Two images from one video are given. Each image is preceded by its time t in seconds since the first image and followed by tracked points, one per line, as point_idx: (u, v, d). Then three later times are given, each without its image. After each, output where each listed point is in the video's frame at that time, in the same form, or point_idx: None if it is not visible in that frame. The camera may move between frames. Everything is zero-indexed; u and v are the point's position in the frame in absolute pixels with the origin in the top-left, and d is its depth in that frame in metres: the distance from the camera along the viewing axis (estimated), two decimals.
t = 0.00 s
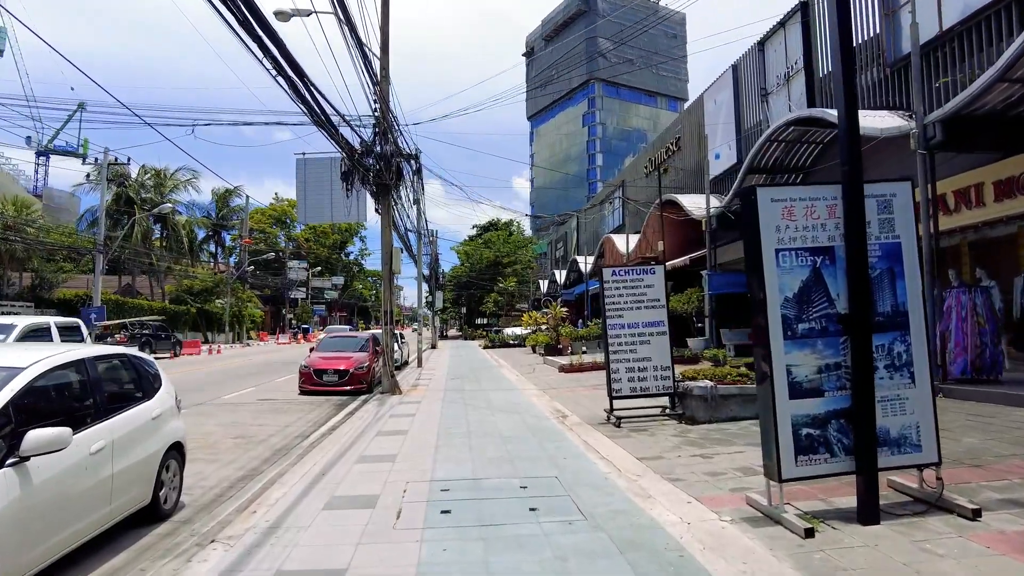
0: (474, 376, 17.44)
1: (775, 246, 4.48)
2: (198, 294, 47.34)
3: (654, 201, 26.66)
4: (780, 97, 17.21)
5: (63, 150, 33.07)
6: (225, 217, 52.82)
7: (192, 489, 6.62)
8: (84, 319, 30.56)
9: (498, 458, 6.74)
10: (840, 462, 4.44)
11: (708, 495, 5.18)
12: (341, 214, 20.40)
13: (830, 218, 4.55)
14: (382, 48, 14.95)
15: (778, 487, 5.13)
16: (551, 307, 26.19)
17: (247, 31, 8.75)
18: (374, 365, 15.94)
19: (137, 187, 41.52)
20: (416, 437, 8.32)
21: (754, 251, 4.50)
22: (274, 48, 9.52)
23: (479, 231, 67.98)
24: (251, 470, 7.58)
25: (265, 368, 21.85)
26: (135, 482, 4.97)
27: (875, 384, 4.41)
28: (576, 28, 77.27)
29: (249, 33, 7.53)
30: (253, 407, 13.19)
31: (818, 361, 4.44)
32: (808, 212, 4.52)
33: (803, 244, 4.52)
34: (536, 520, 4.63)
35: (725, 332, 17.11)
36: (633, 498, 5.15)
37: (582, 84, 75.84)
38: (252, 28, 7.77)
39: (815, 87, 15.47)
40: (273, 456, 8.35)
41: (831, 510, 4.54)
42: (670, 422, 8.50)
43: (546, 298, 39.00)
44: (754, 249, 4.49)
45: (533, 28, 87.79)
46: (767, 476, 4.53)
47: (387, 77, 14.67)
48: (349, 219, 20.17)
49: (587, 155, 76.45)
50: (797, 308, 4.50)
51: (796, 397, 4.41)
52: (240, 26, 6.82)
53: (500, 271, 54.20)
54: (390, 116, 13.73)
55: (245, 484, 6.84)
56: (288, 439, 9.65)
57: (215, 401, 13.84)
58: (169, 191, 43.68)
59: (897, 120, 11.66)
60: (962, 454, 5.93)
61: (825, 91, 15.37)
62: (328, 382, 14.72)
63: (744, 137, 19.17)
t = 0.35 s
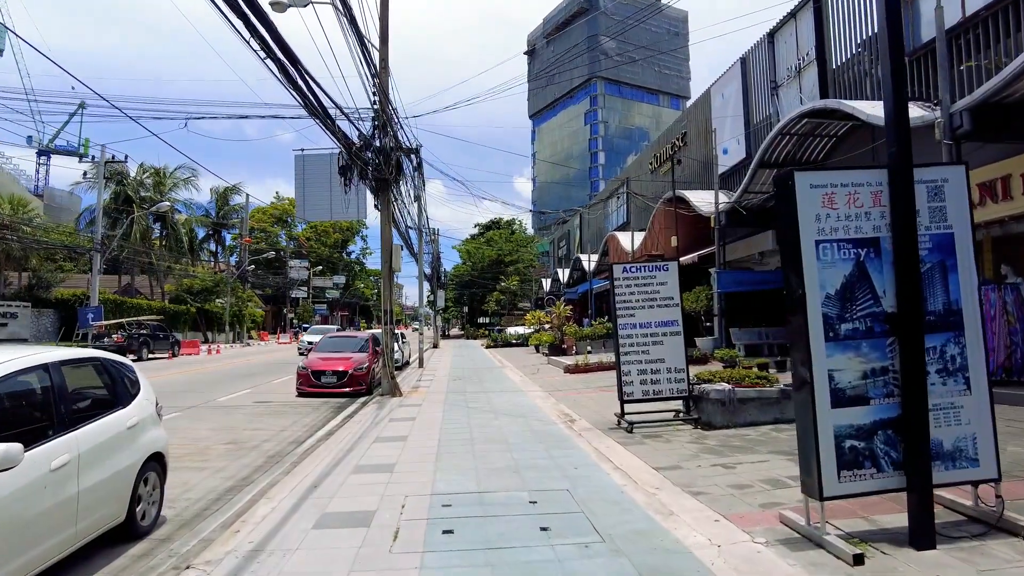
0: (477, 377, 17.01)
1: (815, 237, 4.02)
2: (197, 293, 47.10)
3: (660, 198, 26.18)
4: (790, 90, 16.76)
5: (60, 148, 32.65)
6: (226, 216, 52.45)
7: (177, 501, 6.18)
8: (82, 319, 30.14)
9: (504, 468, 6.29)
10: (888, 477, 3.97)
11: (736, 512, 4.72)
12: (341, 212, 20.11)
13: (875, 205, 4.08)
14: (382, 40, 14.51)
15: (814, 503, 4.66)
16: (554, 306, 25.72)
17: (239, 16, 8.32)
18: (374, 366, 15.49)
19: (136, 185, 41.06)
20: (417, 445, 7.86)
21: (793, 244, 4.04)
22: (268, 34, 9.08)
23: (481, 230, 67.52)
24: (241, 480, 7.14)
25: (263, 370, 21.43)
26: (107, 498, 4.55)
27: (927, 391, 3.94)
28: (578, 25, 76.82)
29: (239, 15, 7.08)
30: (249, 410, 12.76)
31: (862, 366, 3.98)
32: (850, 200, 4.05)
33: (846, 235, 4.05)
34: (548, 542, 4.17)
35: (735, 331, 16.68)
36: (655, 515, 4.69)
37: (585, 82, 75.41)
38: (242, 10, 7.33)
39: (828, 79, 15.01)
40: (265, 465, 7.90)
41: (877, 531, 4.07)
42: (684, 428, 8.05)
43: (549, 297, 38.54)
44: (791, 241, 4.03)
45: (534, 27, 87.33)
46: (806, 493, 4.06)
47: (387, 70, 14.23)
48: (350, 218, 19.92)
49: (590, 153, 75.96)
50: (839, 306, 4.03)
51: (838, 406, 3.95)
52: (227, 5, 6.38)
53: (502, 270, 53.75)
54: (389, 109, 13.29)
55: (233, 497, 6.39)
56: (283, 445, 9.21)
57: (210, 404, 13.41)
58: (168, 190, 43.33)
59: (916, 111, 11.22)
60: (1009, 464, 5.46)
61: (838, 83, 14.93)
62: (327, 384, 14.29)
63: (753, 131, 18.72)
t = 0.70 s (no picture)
0: (478, 379, 16.56)
1: (864, 228, 3.56)
2: (195, 292, 46.76)
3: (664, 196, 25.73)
4: (801, 83, 16.31)
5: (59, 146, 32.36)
6: (225, 215, 52.10)
7: (155, 517, 5.72)
8: (77, 318, 29.73)
9: (509, 481, 5.82)
10: (947, 499, 3.50)
11: (768, 534, 4.24)
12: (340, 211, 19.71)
13: (932, 191, 3.61)
14: (380, 31, 14.08)
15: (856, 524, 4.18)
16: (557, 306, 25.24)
17: None
18: (373, 367, 15.04)
19: (133, 182, 40.64)
20: (415, 453, 7.40)
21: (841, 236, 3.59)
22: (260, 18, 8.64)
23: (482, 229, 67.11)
24: (227, 492, 6.68)
25: (260, 371, 21.00)
26: (71, 519, 4.12)
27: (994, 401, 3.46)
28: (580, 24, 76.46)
29: None
30: (242, 413, 12.32)
31: (918, 372, 3.51)
32: (903, 184, 3.59)
33: (898, 224, 3.59)
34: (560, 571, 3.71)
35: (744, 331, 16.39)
36: (678, 539, 4.22)
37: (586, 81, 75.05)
38: None
39: (841, 72, 14.55)
40: (254, 475, 7.44)
41: (934, 560, 3.59)
42: (699, 435, 7.59)
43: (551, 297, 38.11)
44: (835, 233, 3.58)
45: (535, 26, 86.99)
46: (852, 516, 3.60)
47: (386, 62, 13.79)
48: (350, 214, 19.50)
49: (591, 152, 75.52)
50: (891, 304, 3.56)
51: (891, 418, 3.48)
52: None
53: (503, 270, 53.35)
54: (388, 102, 12.85)
55: (217, 510, 5.93)
56: (275, 451, 8.76)
57: (202, 406, 12.97)
58: (166, 188, 42.98)
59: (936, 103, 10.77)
60: None
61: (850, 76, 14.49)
62: (324, 386, 13.84)
63: (761, 127, 18.26)
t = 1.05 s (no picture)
0: (478, 379, 16.12)
1: (917, 206, 3.07)
2: (193, 291, 46.30)
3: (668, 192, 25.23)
4: (810, 73, 15.83)
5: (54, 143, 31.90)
6: (222, 213, 51.65)
7: (124, 530, 5.25)
8: (71, 317, 29.26)
9: (510, 491, 5.36)
10: (1014, 519, 3.03)
11: (800, 554, 3.76)
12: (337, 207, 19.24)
13: (998, 165, 3.13)
14: (376, 18, 13.57)
15: (900, 544, 3.70)
16: (558, 304, 24.70)
17: None
18: (369, 366, 14.54)
19: (129, 180, 40.08)
20: (409, 458, 6.93)
21: (890, 217, 3.11)
22: None
23: (482, 227, 66.73)
24: (206, 501, 6.21)
25: (254, 370, 20.56)
26: (18, 537, 3.66)
27: None
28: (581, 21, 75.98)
29: None
30: (233, 415, 11.86)
31: (981, 374, 3.03)
32: (964, 158, 3.11)
33: (958, 203, 3.10)
34: None
35: (751, 329, 16.08)
36: (699, 560, 3.75)
37: (586, 79, 74.70)
38: None
39: (853, 61, 14.08)
40: (237, 481, 6.96)
41: None
42: (712, 439, 7.14)
43: (552, 295, 37.67)
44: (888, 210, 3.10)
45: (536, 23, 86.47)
46: (903, 539, 3.13)
47: (381, 50, 13.28)
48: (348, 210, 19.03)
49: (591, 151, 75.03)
50: (950, 294, 3.07)
51: (950, 426, 3.00)
52: None
53: (503, 268, 52.96)
54: (384, 91, 12.35)
55: (193, 522, 5.46)
56: (263, 455, 8.30)
57: (191, 408, 12.50)
58: (162, 185, 42.52)
59: (956, 89, 10.29)
60: None
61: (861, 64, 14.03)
62: (318, 386, 13.38)
63: (769, 119, 17.79)
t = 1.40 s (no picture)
0: (476, 380, 15.69)
1: (981, 192, 2.63)
2: (190, 291, 45.89)
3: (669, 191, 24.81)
4: (816, 66, 15.40)
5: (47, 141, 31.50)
6: (219, 212, 51.24)
7: (86, 552, 4.80)
8: (65, 317, 28.90)
9: (508, 510, 4.92)
10: None
11: None
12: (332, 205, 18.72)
13: None
14: (370, 8, 13.12)
15: None
16: (559, 304, 24.20)
17: None
18: (364, 368, 14.09)
19: (124, 179, 39.63)
20: (402, 468, 6.47)
21: (952, 206, 2.67)
22: None
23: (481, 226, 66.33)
24: (182, 517, 5.76)
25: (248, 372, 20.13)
26: None
27: None
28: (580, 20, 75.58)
29: None
30: (222, 419, 11.42)
31: None
32: None
33: None
34: None
35: (757, 329, 15.71)
36: None
37: (586, 77, 74.32)
38: None
39: (862, 53, 13.66)
40: (218, 494, 6.49)
41: None
42: (723, 449, 6.71)
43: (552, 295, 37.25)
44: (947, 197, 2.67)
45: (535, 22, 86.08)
46: None
47: (375, 41, 12.84)
48: (342, 208, 18.48)
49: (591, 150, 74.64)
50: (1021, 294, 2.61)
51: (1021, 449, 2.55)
52: None
53: (503, 267, 52.59)
54: (378, 83, 11.89)
55: (164, 542, 5.01)
56: (248, 464, 7.87)
57: (179, 411, 12.06)
58: (158, 184, 42.11)
59: (975, 79, 9.85)
60: None
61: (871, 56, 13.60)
62: (310, 388, 12.95)
63: (773, 114, 17.35)
